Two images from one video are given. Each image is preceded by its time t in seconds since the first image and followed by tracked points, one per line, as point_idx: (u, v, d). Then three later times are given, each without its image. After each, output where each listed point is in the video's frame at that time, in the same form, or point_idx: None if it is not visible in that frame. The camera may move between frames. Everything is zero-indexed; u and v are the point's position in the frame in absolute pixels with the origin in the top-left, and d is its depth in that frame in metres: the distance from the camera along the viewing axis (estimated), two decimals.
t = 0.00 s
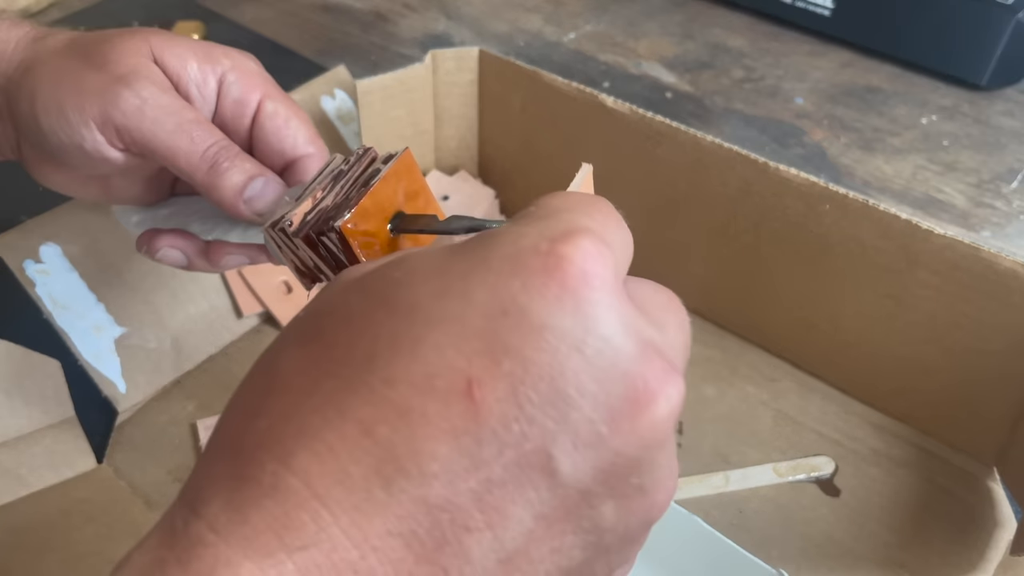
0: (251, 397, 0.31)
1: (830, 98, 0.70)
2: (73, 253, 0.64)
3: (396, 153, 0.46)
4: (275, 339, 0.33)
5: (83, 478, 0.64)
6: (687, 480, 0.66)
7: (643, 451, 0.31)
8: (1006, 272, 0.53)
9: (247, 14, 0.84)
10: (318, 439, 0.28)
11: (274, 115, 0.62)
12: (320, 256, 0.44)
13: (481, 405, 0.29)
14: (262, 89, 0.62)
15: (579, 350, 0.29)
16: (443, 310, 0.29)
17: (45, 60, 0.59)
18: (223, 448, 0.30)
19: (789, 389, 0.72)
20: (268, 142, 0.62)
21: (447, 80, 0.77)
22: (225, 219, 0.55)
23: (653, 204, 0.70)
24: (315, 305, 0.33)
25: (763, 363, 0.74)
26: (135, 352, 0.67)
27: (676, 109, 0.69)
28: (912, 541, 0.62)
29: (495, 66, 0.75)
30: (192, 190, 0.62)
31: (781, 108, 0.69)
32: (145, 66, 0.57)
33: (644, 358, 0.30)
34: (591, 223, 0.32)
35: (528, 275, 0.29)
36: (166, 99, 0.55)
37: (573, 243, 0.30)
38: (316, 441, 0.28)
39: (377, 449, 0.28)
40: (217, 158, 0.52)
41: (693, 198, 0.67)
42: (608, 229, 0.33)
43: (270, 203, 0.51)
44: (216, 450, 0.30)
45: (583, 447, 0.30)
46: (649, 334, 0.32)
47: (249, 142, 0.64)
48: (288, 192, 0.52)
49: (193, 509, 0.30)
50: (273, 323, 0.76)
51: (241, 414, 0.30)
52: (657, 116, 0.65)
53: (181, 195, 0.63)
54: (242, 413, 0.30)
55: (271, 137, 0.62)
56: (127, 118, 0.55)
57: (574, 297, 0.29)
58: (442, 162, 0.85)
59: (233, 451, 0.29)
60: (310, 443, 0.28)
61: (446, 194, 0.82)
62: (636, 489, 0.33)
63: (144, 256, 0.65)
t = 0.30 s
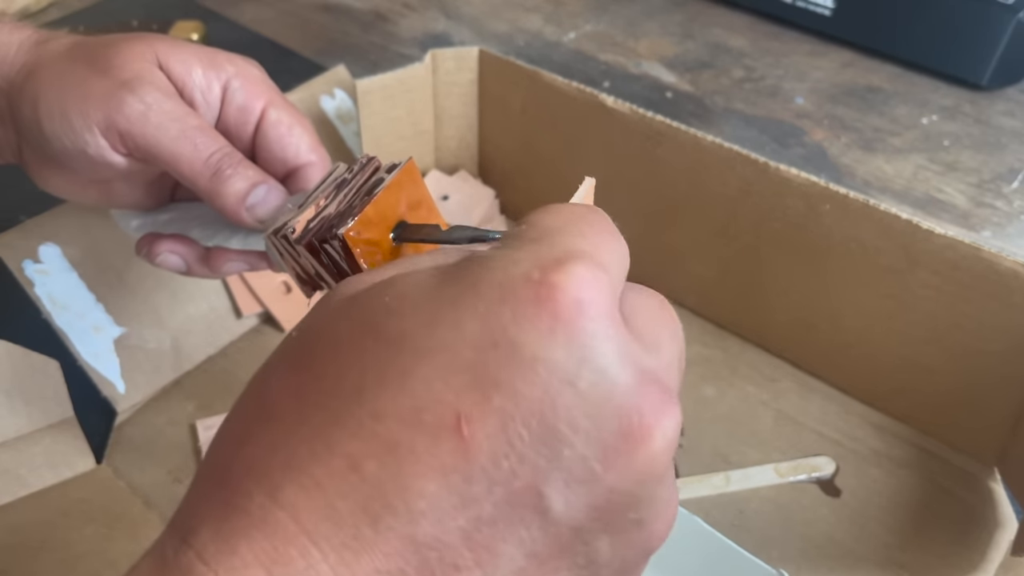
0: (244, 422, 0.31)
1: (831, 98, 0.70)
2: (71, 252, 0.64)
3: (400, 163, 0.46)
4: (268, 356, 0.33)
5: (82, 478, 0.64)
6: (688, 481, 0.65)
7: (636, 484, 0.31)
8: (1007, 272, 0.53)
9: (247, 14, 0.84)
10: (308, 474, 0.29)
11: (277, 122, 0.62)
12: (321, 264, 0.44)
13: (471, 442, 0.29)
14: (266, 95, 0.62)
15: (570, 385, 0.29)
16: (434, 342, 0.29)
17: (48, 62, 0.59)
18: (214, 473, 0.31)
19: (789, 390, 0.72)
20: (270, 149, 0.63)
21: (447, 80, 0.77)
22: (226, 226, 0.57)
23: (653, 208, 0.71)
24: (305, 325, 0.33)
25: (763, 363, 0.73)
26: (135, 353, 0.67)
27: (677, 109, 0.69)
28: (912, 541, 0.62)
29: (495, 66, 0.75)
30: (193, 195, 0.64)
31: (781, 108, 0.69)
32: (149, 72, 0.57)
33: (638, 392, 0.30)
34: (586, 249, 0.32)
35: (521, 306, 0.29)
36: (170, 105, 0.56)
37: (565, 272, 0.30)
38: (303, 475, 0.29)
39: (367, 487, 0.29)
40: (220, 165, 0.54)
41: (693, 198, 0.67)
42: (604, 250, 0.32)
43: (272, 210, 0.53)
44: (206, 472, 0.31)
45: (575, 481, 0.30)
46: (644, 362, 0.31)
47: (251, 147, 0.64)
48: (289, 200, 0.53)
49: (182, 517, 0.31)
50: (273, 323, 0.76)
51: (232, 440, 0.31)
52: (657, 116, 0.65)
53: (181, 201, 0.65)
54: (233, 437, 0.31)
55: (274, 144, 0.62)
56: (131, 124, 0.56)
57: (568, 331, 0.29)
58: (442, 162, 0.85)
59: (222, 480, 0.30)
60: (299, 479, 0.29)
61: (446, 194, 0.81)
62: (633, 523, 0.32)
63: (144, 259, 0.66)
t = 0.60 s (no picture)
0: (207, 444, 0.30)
1: (830, 98, 0.70)
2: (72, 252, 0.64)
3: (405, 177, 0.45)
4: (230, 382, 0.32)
5: (84, 478, 0.64)
6: (687, 480, 0.66)
7: (578, 472, 0.31)
8: (1006, 272, 0.53)
9: (247, 14, 0.85)
10: (265, 485, 0.28)
11: (281, 131, 0.61)
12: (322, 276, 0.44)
13: (416, 447, 0.28)
14: (270, 103, 0.61)
15: (507, 378, 0.29)
16: (378, 351, 0.29)
17: (53, 64, 0.58)
18: (181, 495, 0.29)
19: (789, 390, 0.72)
20: (274, 158, 0.61)
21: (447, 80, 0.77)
22: (227, 233, 0.55)
23: (655, 208, 0.71)
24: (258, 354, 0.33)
25: (763, 363, 0.74)
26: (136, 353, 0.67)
27: (676, 109, 0.69)
28: (911, 541, 0.62)
29: (494, 66, 0.74)
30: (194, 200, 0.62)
31: (780, 108, 0.69)
32: (153, 78, 0.56)
33: (571, 383, 0.31)
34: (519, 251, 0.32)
35: (451, 309, 0.30)
36: (174, 112, 0.55)
37: (493, 276, 0.31)
38: (265, 490, 0.28)
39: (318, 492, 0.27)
40: (223, 173, 0.52)
41: (694, 198, 0.67)
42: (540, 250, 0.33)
43: (274, 219, 0.51)
44: (175, 496, 0.30)
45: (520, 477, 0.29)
46: (580, 352, 0.32)
47: (254, 156, 0.63)
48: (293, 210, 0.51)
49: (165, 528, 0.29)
50: (273, 323, 0.76)
51: (196, 463, 0.30)
52: (656, 116, 0.65)
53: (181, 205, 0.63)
54: (199, 461, 0.30)
55: (277, 152, 0.61)
56: (134, 130, 0.55)
57: (501, 327, 0.30)
58: (442, 162, 0.84)
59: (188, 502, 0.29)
60: (256, 491, 0.28)
61: (446, 194, 0.81)
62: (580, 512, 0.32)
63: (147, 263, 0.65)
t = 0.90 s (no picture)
0: (196, 430, 0.29)
1: (829, 98, 0.70)
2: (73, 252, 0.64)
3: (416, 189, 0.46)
4: (208, 374, 0.30)
5: (84, 478, 0.64)
6: (687, 480, 0.66)
7: (558, 437, 0.32)
8: (1006, 272, 0.53)
9: (248, 15, 0.85)
10: (276, 463, 0.27)
11: (292, 135, 0.60)
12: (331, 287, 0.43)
13: (425, 412, 0.29)
14: (280, 107, 0.61)
15: (498, 352, 0.30)
16: (374, 331, 0.29)
17: (62, 67, 0.58)
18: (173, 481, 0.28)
19: (789, 389, 0.72)
20: (284, 162, 0.61)
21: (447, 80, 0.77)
22: (236, 235, 0.53)
23: (657, 209, 0.71)
24: (228, 345, 0.31)
25: (763, 363, 0.74)
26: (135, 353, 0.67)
27: (676, 109, 0.69)
28: (911, 541, 0.62)
29: (494, 67, 0.75)
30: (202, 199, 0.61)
31: (780, 108, 0.69)
32: (163, 83, 0.56)
33: (550, 356, 0.32)
34: (490, 239, 0.33)
35: (437, 291, 0.30)
36: (185, 118, 0.54)
37: (481, 261, 0.31)
38: (277, 471, 0.27)
39: (332, 467, 0.27)
40: (233, 178, 0.51)
41: (693, 198, 0.67)
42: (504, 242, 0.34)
43: (286, 224, 0.50)
44: (160, 483, 0.28)
45: (511, 437, 0.31)
46: (553, 328, 0.33)
47: (264, 160, 0.62)
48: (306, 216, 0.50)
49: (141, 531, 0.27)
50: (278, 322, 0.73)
51: (186, 451, 0.28)
52: (656, 116, 0.66)
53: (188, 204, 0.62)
54: (188, 448, 0.28)
55: (287, 157, 0.60)
56: (145, 135, 0.54)
57: (495, 305, 0.30)
58: (442, 162, 0.84)
59: (183, 492, 0.27)
60: (269, 474, 0.27)
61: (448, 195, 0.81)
62: (554, 476, 0.33)
63: (157, 268, 0.65)
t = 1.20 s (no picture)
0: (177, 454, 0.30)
1: (830, 98, 0.70)
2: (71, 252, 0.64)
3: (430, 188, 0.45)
4: (183, 396, 0.31)
5: (82, 477, 0.61)
6: (687, 480, 0.66)
7: (522, 492, 0.34)
8: (1006, 272, 0.53)
9: (247, 14, 0.85)
10: (253, 502, 0.28)
11: (301, 135, 0.58)
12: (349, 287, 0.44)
13: (399, 464, 0.30)
14: (291, 106, 0.58)
15: (475, 409, 0.32)
16: (361, 378, 0.30)
17: (70, 67, 0.56)
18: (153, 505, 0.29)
19: (789, 390, 0.72)
20: (294, 161, 0.58)
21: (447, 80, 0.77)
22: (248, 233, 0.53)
23: (656, 210, 0.71)
24: (204, 363, 0.33)
25: (763, 363, 0.74)
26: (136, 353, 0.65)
27: (676, 109, 0.69)
28: (911, 541, 0.62)
29: (494, 66, 0.75)
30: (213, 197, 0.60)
31: (780, 108, 0.69)
32: (174, 85, 0.53)
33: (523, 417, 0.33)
34: (482, 287, 0.35)
35: (425, 345, 0.31)
36: (196, 120, 0.52)
37: (468, 316, 0.32)
38: (252, 508, 0.28)
39: (308, 511, 0.29)
40: (244, 179, 0.50)
41: (693, 198, 0.67)
42: (497, 289, 0.35)
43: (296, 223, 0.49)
44: (136, 505, 0.29)
45: (477, 494, 0.32)
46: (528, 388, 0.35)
47: (274, 160, 0.59)
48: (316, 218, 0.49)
49: (118, 550, 0.28)
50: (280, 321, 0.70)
51: (165, 476, 0.29)
52: (656, 116, 0.66)
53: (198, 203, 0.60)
54: (166, 473, 0.29)
55: (297, 156, 0.58)
56: (155, 137, 0.52)
57: (478, 363, 0.32)
58: (442, 162, 0.84)
59: (155, 518, 0.28)
60: (246, 511, 0.28)
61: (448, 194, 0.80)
62: (513, 530, 0.35)
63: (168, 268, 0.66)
